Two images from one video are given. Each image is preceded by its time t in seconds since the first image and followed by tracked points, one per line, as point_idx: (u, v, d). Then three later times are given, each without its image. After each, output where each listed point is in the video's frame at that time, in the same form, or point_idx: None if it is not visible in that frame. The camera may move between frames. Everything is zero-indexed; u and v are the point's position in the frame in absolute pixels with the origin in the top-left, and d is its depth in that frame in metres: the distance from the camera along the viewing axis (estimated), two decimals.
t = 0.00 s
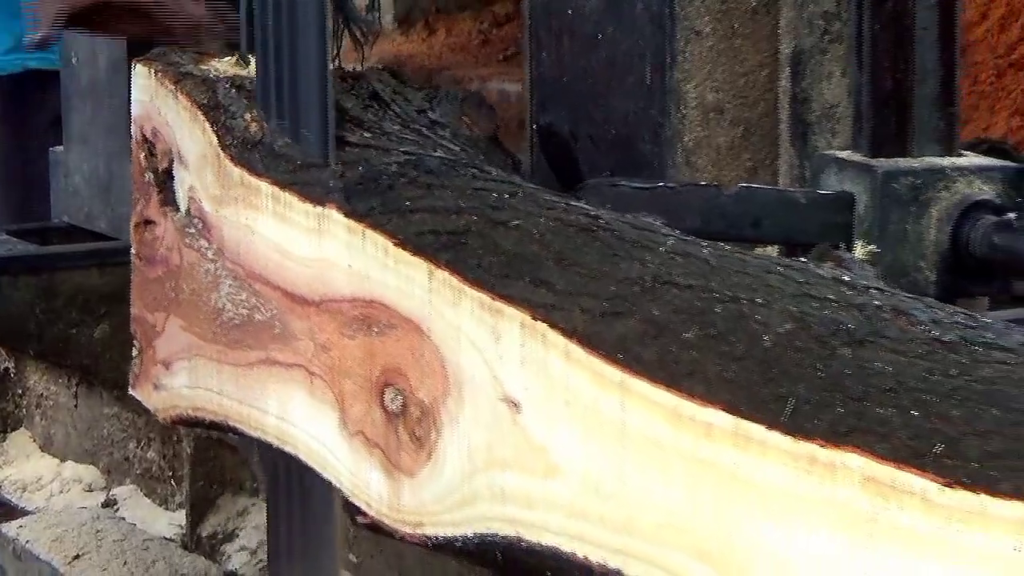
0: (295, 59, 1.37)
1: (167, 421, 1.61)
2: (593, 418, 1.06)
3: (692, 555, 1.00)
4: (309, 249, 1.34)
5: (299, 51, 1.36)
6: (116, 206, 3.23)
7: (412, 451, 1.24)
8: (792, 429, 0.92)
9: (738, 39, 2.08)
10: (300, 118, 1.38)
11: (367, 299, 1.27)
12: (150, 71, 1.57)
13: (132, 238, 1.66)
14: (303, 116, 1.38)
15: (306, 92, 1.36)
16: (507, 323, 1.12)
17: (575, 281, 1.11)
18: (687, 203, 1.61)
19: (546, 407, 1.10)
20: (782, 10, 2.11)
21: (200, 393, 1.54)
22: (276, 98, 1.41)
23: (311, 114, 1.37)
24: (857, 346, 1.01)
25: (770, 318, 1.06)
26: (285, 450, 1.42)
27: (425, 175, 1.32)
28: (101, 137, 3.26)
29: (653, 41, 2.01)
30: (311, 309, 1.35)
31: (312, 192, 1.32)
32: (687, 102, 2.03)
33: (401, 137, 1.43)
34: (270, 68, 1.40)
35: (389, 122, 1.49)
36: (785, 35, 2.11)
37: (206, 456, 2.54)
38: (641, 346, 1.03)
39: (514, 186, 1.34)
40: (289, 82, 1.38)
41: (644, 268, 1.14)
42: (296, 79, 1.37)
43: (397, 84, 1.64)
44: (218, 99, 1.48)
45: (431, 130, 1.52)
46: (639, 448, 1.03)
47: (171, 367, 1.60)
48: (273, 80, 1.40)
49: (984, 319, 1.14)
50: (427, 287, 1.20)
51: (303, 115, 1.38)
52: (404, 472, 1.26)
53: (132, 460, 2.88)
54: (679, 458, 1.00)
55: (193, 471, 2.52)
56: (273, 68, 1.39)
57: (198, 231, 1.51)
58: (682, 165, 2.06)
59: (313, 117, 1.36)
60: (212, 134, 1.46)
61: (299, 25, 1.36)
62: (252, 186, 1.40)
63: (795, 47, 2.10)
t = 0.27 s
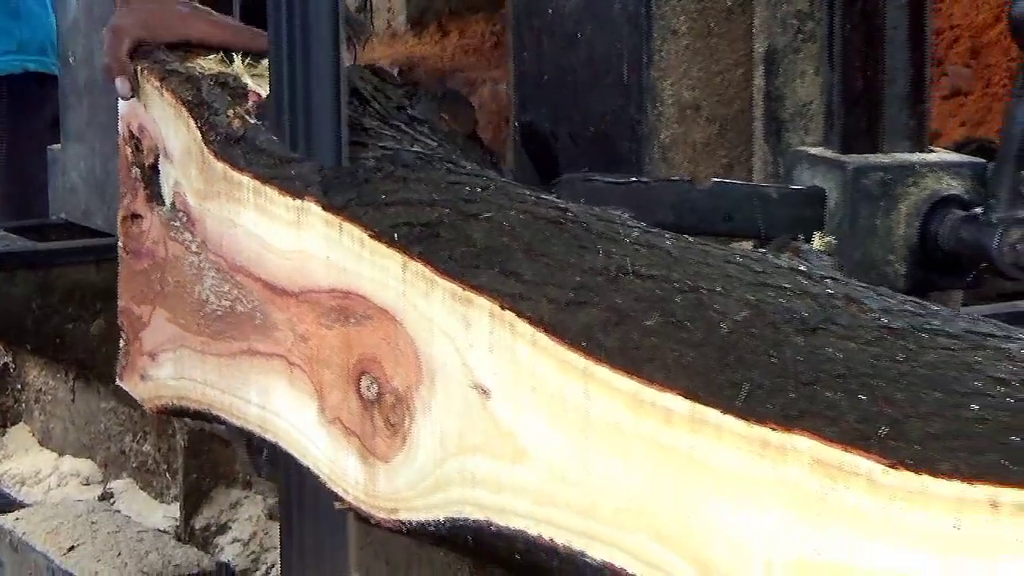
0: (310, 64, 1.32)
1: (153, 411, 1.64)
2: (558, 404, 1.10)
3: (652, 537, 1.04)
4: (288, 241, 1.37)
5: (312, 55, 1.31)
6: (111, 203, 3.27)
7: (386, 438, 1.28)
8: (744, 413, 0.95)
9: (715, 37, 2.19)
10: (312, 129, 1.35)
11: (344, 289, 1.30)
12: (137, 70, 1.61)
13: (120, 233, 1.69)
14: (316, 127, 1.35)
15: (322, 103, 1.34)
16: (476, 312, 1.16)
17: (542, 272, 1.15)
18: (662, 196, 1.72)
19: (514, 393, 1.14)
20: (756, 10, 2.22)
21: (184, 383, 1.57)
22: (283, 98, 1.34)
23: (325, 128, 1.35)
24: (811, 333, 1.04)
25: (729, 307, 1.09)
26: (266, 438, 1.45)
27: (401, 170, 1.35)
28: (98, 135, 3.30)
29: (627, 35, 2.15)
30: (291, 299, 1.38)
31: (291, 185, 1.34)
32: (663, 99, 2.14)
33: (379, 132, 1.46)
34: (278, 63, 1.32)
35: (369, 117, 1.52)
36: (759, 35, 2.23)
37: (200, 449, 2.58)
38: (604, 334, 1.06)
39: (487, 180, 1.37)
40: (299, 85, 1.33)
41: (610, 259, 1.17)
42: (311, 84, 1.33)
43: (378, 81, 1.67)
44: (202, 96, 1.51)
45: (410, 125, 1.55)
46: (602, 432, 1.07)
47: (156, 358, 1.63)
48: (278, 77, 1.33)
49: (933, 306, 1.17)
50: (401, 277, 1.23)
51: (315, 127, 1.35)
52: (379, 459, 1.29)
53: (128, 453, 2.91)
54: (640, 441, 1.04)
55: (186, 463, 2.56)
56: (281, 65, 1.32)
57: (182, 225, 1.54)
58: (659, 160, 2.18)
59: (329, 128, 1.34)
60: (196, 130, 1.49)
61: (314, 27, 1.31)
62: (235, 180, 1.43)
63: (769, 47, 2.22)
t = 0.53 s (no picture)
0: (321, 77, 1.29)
1: (140, 403, 1.67)
2: (530, 394, 1.12)
3: (619, 522, 1.06)
4: (271, 235, 1.39)
5: (323, 67, 1.28)
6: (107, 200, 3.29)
7: (365, 428, 1.30)
8: (706, 401, 0.98)
9: (695, 36, 2.21)
10: (322, 141, 1.32)
11: (325, 282, 1.33)
12: (127, 67, 1.64)
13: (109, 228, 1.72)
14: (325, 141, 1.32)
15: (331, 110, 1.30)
16: (451, 305, 1.18)
17: (515, 265, 1.17)
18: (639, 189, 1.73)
19: (487, 384, 1.16)
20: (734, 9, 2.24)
21: (170, 375, 1.60)
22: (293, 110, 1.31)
23: (335, 142, 1.32)
24: (773, 324, 1.07)
25: (694, 299, 1.12)
26: (249, 429, 1.48)
27: (382, 166, 1.38)
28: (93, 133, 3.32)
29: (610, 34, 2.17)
30: (274, 292, 1.41)
31: (274, 180, 1.37)
32: (642, 97, 2.16)
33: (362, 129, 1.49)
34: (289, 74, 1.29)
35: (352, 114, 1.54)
36: (738, 34, 2.23)
37: (193, 443, 2.61)
38: (573, 325, 1.09)
39: (464, 176, 1.40)
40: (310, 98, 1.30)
41: (582, 253, 1.20)
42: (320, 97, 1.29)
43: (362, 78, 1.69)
44: (188, 93, 1.54)
45: (392, 122, 1.58)
46: (572, 422, 1.09)
47: (143, 351, 1.66)
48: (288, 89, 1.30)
49: (890, 297, 1.20)
50: (379, 270, 1.26)
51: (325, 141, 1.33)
52: (358, 449, 1.32)
53: (123, 448, 2.94)
54: (608, 430, 1.06)
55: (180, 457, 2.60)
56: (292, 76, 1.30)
57: (169, 220, 1.57)
58: (638, 158, 2.19)
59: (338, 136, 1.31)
60: (183, 126, 1.52)
61: (324, 37, 1.28)
62: (220, 175, 1.46)
63: (746, 45, 2.22)
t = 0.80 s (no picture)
0: (333, 74, 1.29)
1: (128, 393, 1.71)
2: (499, 383, 1.15)
3: (584, 506, 1.10)
4: (252, 229, 1.43)
5: (337, 77, 1.29)
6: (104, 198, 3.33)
7: (343, 416, 1.34)
8: (665, 387, 1.01)
9: (672, 36, 2.28)
10: (336, 151, 1.33)
11: (304, 274, 1.37)
12: (115, 65, 1.68)
13: (98, 222, 1.76)
14: (339, 138, 1.33)
15: (344, 122, 1.31)
16: (424, 296, 1.22)
17: (486, 256, 1.21)
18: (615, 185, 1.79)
19: (459, 373, 1.19)
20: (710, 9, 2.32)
21: (157, 366, 1.64)
22: (305, 105, 1.32)
23: (347, 139, 1.32)
24: (731, 313, 1.10)
25: (657, 290, 1.15)
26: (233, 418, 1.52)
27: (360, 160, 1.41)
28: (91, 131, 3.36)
29: (592, 34, 2.20)
30: (256, 284, 1.44)
31: (256, 174, 1.41)
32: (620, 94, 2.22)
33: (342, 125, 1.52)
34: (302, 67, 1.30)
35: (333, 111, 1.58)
36: (713, 32, 2.31)
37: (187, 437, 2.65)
38: (540, 315, 1.12)
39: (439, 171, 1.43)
40: (322, 92, 1.30)
41: (551, 245, 1.23)
42: (332, 90, 1.30)
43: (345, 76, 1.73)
44: (175, 90, 1.58)
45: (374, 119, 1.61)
46: (540, 409, 1.12)
47: (131, 343, 1.70)
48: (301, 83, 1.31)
49: (845, 287, 1.24)
50: (356, 263, 1.29)
51: (338, 139, 1.33)
52: (337, 437, 1.35)
53: (119, 442, 2.98)
54: (573, 417, 1.09)
55: (173, 450, 2.65)
56: (306, 72, 1.30)
57: (155, 215, 1.61)
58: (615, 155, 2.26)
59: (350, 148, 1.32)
60: (169, 123, 1.55)
61: (339, 50, 1.28)
62: (204, 170, 1.49)
63: (722, 44, 2.31)
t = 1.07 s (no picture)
0: (344, 88, 1.30)
1: (116, 386, 1.75)
2: (469, 374, 1.19)
3: (550, 492, 1.13)
4: (233, 224, 1.46)
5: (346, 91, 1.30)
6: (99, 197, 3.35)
7: (320, 406, 1.37)
8: (627, 376, 1.04)
9: (649, 36, 2.32)
10: (345, 164, 1.34)
11: (284, 268, 1.40)
12: (104, 65, 1.71)
13: (87, 219, 1.80)
14: (349, 144, 1.32)
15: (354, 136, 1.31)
16: (397, 288, 1.25)
17: (458, 250, 1.24)
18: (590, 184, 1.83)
19: (431, 364, 1.23)
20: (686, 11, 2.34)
21: (143, 359, 1.68)
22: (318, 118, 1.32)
23: (357, 145, 1.32)
24: (691, 304, 1.13)
25: (620, 282, 1.18)
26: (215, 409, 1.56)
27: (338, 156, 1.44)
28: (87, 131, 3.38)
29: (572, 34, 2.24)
30: (237, 278, 1.47)
31: (238, 171, 1.44)
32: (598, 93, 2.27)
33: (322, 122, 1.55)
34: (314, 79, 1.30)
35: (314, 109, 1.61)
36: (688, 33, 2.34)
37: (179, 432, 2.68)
38: (508, 307, 1.15)
39: (414, 166, 1.46)
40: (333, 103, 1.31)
41: (520, 238, 1.26)
42: (343, 95, 1.30)
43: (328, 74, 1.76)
44: (160, 89, 1.61)
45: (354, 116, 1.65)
46: (508, 399, 1.15)
47: (119, 336, 1.74)
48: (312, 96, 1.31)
49: (803, 279, 1.27)
50: (333, 256, 1.32)
51: (347, 152, 1.33)
52: (315, 427, 1.38)
53: (114, 438, 3.01)
54: (539, 406, 1.13)
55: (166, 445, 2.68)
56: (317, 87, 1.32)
57: (141, 210, 1.64)
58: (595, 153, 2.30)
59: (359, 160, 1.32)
60: (155, 121, 1.59)
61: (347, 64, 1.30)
62: (188, 166, 1.52)
63: (697, 44, 2.34)
